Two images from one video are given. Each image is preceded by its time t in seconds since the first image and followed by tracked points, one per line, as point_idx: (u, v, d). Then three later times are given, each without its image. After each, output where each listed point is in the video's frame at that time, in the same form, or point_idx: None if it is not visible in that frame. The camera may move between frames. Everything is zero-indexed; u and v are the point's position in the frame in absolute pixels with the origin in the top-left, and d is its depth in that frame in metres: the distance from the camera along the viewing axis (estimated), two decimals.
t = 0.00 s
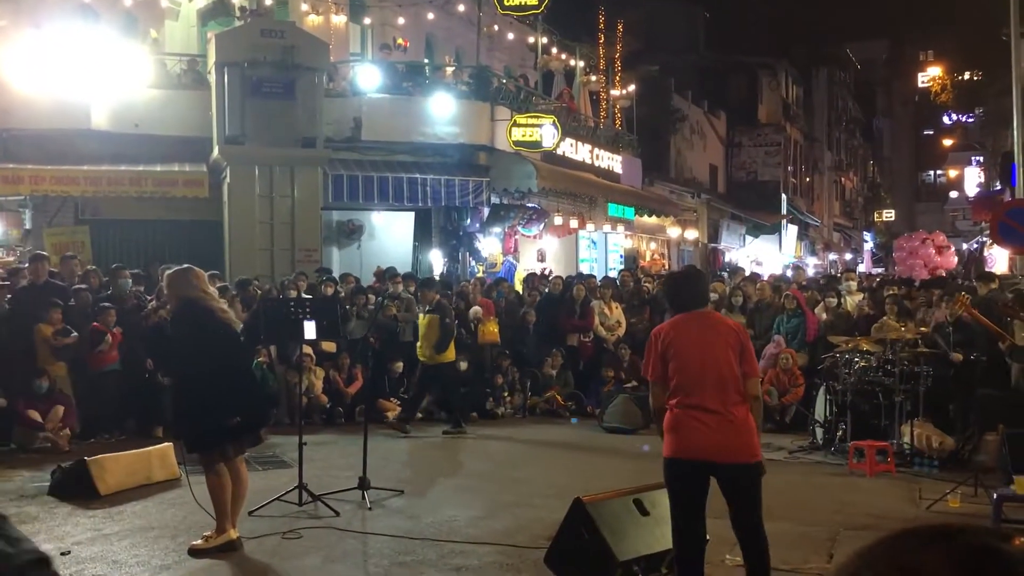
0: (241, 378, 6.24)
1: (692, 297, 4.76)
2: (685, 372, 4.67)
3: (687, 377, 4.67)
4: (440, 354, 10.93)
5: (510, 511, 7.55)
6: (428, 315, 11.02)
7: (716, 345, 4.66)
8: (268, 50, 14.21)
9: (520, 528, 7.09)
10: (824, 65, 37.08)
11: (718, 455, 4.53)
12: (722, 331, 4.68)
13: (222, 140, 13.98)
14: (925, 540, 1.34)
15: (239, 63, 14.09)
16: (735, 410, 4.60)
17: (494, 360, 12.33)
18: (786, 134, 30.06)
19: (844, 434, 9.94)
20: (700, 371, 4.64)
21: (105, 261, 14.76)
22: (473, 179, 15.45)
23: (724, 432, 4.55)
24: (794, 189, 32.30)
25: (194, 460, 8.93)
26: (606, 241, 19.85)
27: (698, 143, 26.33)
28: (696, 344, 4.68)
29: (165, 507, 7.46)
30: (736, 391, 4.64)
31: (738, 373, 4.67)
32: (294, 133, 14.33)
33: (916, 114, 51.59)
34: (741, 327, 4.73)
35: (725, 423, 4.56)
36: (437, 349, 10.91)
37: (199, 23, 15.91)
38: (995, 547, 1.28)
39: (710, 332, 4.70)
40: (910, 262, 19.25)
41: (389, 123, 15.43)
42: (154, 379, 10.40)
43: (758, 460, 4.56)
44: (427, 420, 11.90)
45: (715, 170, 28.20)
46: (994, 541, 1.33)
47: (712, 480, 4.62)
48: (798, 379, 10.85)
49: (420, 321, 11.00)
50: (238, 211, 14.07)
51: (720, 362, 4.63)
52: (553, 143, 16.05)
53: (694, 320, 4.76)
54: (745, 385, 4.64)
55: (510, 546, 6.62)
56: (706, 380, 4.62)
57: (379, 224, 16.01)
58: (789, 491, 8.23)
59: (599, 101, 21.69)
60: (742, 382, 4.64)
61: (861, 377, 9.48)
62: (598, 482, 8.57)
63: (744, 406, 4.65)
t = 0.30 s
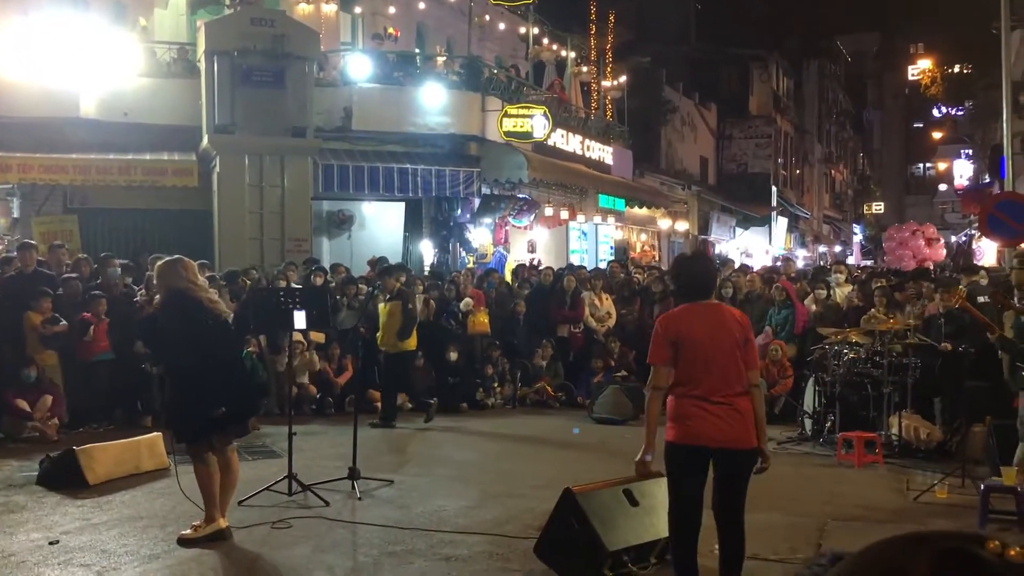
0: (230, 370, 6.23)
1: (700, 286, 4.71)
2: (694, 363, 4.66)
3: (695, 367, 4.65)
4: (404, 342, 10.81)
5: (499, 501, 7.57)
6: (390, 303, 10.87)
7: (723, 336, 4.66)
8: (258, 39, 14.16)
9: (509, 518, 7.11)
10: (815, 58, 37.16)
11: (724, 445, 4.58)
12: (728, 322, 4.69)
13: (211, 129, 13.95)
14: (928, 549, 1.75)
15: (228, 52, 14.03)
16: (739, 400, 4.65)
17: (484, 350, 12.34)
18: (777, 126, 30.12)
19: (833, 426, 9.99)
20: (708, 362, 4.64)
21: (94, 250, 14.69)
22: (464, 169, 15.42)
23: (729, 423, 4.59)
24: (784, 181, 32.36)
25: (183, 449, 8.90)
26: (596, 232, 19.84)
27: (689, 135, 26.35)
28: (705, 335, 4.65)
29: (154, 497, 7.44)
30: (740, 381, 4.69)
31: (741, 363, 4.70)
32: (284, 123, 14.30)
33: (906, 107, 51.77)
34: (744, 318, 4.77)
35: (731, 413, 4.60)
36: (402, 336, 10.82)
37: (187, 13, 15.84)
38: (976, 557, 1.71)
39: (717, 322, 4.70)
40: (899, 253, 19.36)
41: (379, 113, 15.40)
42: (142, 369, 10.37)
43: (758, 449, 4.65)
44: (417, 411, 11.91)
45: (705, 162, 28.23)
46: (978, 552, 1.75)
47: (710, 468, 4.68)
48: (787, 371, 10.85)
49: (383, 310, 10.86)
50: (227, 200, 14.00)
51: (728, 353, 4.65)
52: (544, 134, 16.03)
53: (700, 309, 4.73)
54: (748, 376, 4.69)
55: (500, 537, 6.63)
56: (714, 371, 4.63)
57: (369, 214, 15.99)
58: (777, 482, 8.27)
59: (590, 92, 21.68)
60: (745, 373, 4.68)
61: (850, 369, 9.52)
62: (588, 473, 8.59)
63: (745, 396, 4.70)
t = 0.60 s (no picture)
0: (215, 362, 6.18)
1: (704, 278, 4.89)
2: (696, 352, 4.84)
3: (697, 356, 4.84)
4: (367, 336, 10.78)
5: (486, 493, 7.57)
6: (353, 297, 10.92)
7: (721, 328, 4.89)
8: (245, 29, 14.04)
9: (497, 510, 7.11)
10: (803, 52, 37.25)
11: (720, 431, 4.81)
12: (727, 315, 4.92)
13: (197, 119, 13.85)
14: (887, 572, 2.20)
15: (216, 42, 13.96)
16: (734, 390, 4.90)
17: (472, 344, 12.34)
18: (765, 120, 30.21)
19: (820, 418, 10.05)
20: (709, 351, 4.85)
21: (79, 242, 14.60)
22: (452, 161, 15.42)
23: (724, 410, 4.84)
24: (772, 175, 32.44)
25: (169, 442, 8.87)
26: (584, 225, 19.82)
27: (678, 128, 26.38)
28: (707, 326, 4.85)
29: (140, 489, 7.41)
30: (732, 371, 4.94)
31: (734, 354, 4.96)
32: (271, 114, 14.23)
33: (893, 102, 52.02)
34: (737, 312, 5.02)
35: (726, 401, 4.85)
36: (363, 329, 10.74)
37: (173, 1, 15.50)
38: None
39: (715, 314, 4.91)
40: (885, 247, 19.48)
41: (367, 105, 15.34)
42: (128, 361, 10.32)
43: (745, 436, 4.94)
44: (405, 404, 11.90)
45: (693, 156, 28.25)
46: (925, 569, 2.16)
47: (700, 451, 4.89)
48: (775, 363, 10.93)
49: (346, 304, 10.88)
50: (214, 192, 13.93)
51: (726, 343, 4.89)
52: (533, 126, 15.91)
53: (700, 300, 4.93)
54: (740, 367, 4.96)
55: (488, 529, 6.64)
56: (714, 361, 4.84)
57: (357, 206, 15.97)
58: (765, 475, 8.31)
59: (578, 84, 21.67)
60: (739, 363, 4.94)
61: (836, 362, 9.53)
62: (576, 465, 8.61)
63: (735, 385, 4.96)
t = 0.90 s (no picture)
0: (196, 357, 6.13)
1: (681, 273, 4.95)
2: (671, 347, 4.92)
3: (672, 350, 4.91)
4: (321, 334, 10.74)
5: (469, 489, 7.56)
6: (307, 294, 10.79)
7: (697, 322, 4.94)
8: (226, 22, 13.95)
9: (479, 506, 7.10)
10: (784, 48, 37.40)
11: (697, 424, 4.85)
12: (705, 308, 4.95)
13: (178, 114, 13.77)
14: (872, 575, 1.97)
15: (196, 36, 13.85)
16: (710, 384, 4.93)
17: (454, 339, 12.36)
18: (747, 116, 30.32)
19: (801, 413, 10.11)
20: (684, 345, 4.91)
21: (58, 237, 14.47)
22: (435, 156, 15.32)
23: (701, 402, 4.88)
24: (754, 170, 32.57)
25: (150, 438, 8.80)
26: (567, 220, 19.82)
27: (661, 123, 26.42)
28: (683, 319, 4.92)
29: (120, 486, 7.35)
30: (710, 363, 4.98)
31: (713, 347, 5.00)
32: (252, 107, 14.17)
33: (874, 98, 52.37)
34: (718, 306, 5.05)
35: (703, 393, 4.89)
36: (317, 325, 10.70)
37: None
38: None
39: (692, 310, 4.96)
40: (867, 242, 19.62)
41: (349, 99, 15.22)
42: (108, 358, 10.23)
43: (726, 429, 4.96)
44: (387, 399, 11.86)
45: (676, 150, 28.31)
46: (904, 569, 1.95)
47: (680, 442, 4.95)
48: (757, 357, 10.97)
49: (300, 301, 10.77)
50: (195, 186, 13.86)
51: (704, 336, 4.93)
52: (516, 121, 15.92)
53: (677, 296, 4.99)
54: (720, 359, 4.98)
55: (471, 525, 6.62)
56: (689, 355, 4.89)
57: (339, 201, 15.86)
58: (747, 469, 8.34)
59: (561, 79, 21.68)
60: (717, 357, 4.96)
61: (817, 357, 9.61)
62: (560, 460, 8.61)
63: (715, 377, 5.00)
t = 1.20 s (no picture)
0: (174, 355, 6.09)
1: (649, 269, 5.34)
2: (640, 339, 5.29)
3: (638, 341, 5.29)
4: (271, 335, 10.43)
5: (448, 488, 7.55)
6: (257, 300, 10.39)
7: (665, 315, 5.28)
8: (200, 20, 13.89)
9: (458, 505, 7.09)
10: (760, 46, 37.64)
11: (658, 409, 5.17)
12: (671, 301, 5.28)
13: (152, 112, 13.67)
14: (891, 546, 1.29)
15: (170, 34, 13.76)
16: (678, 373, 5.23)
17: (432, 337, 12.39)
18: (723, 114, 30.49)
19: (777, 410, 10.15)
20: (649, 336, 5.27)
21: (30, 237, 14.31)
22: (412, 155, 15.35)
23: (664, 390, 5.19)
24: (730, 168, 32.76)
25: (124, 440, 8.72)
26: (545, 219, 19.80)
27: (637, 122, 26.53)
28: (648, 312, 5.29)
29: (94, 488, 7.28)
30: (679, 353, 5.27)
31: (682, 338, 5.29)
32: (227, 106, 14.07)
33: (848, 96, 52.82)
34: (690, 299, 5.34)
35: (667, 381, 5.19)
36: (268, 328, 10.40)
37: None
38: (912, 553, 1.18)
39: (660, 303, 5.32)
40: (842, 239, 19.82)
41: (325, 98, 15.20)
42: (81, 359, 10.13)
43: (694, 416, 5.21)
44: (365, 399, 11.84)
45: (653, 149, 28.43)
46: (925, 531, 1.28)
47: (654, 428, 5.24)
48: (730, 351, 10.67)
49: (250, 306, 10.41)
50: (170, 185, 13.78)
51: (669, 327, 5.26)
52: (493, 120, 15.89)
53: (648, 292, 5.36)
54: (689, 349, 5.25)
55: (449, 524, 6.61)
56: (656, 345, 5.24)
57: (316, 201, 15.71)
58: (723, 465, 8.40)
59: (538, 78, 21.69)
60: (685, 347, 5.26)
61: (794, 353, 9.72)
62: (537, 458, 8.63)
63: (685, 367, 5.27)
